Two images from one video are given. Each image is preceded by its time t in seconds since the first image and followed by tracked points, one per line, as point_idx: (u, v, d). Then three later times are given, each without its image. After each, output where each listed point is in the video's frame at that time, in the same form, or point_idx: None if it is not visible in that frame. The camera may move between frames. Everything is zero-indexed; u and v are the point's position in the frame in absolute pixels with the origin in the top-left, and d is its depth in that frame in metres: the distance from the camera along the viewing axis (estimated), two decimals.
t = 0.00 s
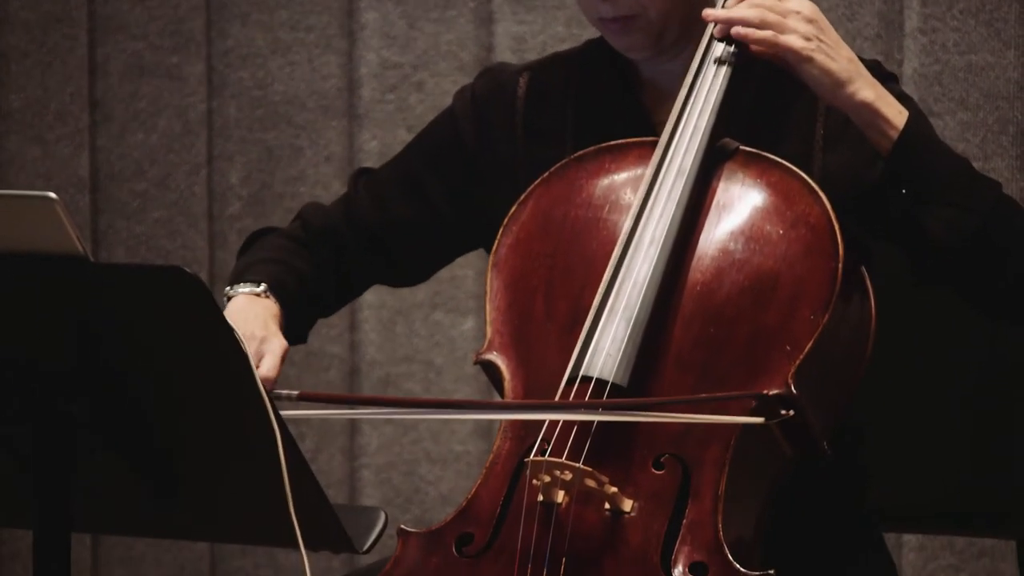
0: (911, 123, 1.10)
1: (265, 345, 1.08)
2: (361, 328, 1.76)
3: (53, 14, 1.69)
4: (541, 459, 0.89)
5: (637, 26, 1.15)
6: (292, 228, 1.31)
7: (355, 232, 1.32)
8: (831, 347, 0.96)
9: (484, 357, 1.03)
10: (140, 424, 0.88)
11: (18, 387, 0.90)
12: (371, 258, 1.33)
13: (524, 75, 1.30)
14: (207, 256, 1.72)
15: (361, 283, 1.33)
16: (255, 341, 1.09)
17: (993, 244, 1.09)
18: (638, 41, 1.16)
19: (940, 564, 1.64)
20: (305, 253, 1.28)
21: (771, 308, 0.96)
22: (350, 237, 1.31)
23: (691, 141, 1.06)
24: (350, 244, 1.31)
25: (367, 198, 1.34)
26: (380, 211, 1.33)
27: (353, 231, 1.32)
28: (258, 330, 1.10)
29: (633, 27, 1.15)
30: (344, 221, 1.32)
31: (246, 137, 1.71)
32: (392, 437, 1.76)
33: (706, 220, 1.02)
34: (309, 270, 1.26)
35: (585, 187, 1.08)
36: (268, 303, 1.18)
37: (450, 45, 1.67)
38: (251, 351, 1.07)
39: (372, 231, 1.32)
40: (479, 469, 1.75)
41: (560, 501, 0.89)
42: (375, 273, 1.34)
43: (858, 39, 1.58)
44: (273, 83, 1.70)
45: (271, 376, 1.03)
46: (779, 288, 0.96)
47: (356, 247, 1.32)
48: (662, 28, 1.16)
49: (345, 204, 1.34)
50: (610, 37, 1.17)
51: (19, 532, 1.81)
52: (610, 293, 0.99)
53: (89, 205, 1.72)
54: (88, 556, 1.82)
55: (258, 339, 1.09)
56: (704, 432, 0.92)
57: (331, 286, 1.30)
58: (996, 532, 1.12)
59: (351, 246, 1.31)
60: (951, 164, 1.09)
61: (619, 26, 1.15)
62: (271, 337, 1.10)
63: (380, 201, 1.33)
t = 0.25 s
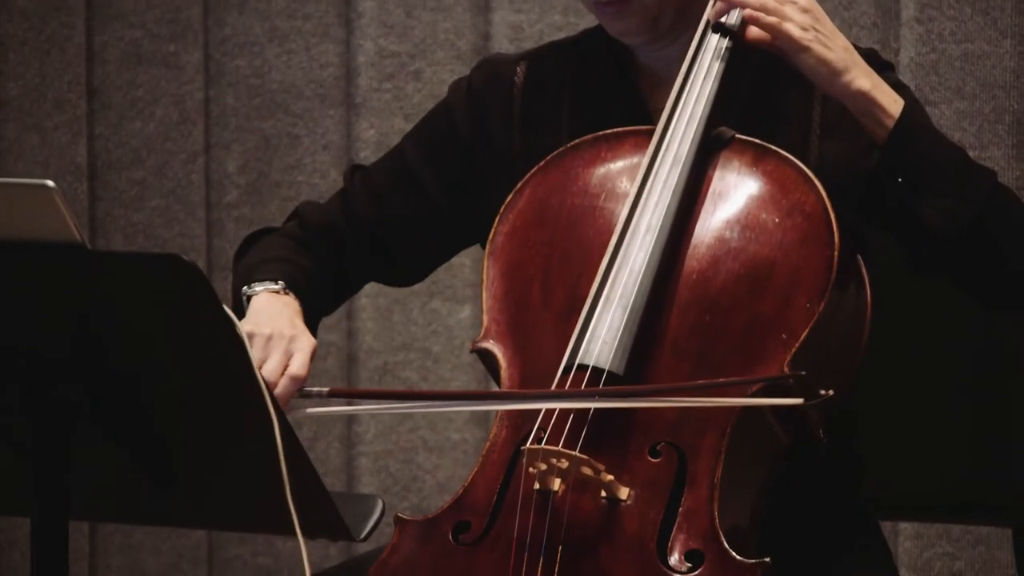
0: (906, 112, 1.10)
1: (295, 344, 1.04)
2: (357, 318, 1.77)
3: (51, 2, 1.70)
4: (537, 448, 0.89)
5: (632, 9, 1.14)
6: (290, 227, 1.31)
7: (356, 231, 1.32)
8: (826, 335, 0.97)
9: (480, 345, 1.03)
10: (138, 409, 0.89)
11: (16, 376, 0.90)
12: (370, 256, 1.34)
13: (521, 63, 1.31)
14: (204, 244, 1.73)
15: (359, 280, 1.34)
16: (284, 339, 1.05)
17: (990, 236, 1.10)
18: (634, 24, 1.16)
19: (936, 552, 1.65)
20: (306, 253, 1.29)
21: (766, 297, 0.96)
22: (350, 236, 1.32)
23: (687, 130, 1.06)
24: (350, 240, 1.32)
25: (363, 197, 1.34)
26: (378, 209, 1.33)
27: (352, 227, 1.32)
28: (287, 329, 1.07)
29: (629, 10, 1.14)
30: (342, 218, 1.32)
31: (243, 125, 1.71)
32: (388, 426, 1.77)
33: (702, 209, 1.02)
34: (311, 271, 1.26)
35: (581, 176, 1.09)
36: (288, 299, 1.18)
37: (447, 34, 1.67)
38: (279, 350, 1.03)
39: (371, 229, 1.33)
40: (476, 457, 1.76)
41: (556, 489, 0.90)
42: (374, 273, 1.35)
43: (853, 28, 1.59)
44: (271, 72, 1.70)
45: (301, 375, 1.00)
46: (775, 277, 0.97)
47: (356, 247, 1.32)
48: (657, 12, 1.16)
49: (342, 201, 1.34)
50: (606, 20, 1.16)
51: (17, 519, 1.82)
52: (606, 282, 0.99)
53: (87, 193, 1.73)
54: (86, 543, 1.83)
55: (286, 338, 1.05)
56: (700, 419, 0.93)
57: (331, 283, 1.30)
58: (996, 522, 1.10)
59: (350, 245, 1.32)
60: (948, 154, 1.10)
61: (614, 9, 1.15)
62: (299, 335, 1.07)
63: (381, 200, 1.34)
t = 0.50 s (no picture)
0: (903, 102, 1.11)
1: (328, 340, 1.03)
2: (357, 309, 1.78)
3: None
4: (535, 438, 0.90)
5: None
6: (292, 229, 1.30)
7: (358, 231, 1.31)
8: (824, 325, 0.98)
9: (479, 335, 1.04)
10: (139, 400, 0.89)
11: (17, 365, 0.91)
12: (375, 254, 1.32)
13: (519, 55, 1.32)
14: (204, 235, 1.73)
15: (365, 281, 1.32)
16: (316, 335, 1.04)
17: (985, 225, 1.09)
18: (632, 14, 1.16)
19: (934, 541, 1.66)
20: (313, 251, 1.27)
21: (764, 288, 0.97)
22: (352, 235, 1.30)
23: (685, 119, 1.07)
24: (355, 239, 1.31)
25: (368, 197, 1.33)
26: (378, 205, 1.32)
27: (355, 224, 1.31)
28: (318, 325, 1.06)
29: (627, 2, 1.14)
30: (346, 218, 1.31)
31: (242, 116, 1.71)
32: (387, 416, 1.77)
33: (700, 199, 1.03)
34: (316, 270, 1.24)
35: (579, 165, 1.09)
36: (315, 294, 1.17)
37: (445, 24, 1.67)
38: (312, 347, 1.03)
39: (376, 228, 1.32)
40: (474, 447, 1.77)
41: (554, 478, 0.90)
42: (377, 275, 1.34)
43: (852, 18, 1.59)
44: (269, 63, 1.70)
45: (334, 372, 0.99)
46: (774, 266, 0.98)
47: (359, 249, 1.31)
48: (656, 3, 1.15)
49: (344, 200, 1.33)
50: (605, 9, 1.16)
51: (16, 509, 1.83)
52: (605, 272, 1.00)
53: (86, 183, 1.73)
54: (86, 532, 1.84)
55: (319, 334, 1.04)
56: (698, 410, 0.93)
57: (337, 283, 1.28)
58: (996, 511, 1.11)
59: (354, 246, 1.31)
60: (945, 148, 1.10)
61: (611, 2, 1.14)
62: (331, 330, 1.06)
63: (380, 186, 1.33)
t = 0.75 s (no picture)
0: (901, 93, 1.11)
1: (359, 333, 1.02)
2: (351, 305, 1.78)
3: None
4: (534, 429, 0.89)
5: None
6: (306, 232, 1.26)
7: (363, 229, 1.28)
8: (820, 317, 0.98)
9: (477, 326, 1.04)
10: (138, 390, 0.90)
11: (15, 356, 0.91)
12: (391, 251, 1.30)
13: (517, 47, 1.32)
14: (202, 226, 1.74)
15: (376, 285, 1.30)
16: (347, 329, 1.03)
17: (979, 215, 1.12)
18: (630, 6, 1.16)
19: (931, 533, 1.67)
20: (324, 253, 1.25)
21: (762, 280, 0.97)
22: (362, 239, 1.27)
23: (684, 111, 1.07)
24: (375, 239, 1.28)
25: (376, 197, 1.31)
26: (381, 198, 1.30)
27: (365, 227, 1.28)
28: (348, 319, 1.05)
29: None
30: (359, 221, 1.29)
31: (241, 108, 1.71)
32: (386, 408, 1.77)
33: (699, 190, 1.03)
34: (339, 277, 1.21)
35: (578, 157, 1.10)
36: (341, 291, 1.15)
37: (444, 17, 1.68)
38: (343, 341, 1.01)
39: (386, 230, 1.29)
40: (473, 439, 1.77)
41: (553, 470, 0.90)
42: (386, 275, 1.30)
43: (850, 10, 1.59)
44: (268, 55, 1.70)
45: (365, 366, 0.98)
46: (772, 258, 0.98)
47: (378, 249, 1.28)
48: None
49: (351, 203, 1.30)
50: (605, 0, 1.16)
51: (15, 500, 1.83)
52: (603, 264, 1.00)
53: (85, 174, 1.73)
54: (84, 523, 1.84)
55: (349, 327, 1.03)
56: (696, 401, 0.94)
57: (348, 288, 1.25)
58: (991, 504, 1.11)
59: (368, 251, 1.28)
60: (940, 141, 1.11)
61: None
62: (362, 324, 1.04)
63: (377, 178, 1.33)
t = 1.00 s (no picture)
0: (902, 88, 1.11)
1: (392, 322, 1.02)
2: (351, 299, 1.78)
3: None
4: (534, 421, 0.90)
5: None
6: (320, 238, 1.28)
7: (365, 226, 1.29)
8: (820, 310, 0.98)
9: (478, 319, 1.05)
10: (139, 384, 0.90)
11: (16, 348, 0.91)
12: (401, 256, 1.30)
13: (517, 41, 1.32)
14: (202, 219, 1.74)
15: (384, 286, 1.30)
16: (378, 318, 1.03)
17: (981, 210, 1.11)
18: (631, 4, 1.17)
19: (930, 526, 1.68)
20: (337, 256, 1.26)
21: (762, 273, 0.98)
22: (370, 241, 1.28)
23: (684, 105, 1.07)
24: (384, 245, 1.28)
25: (378, 193, 1.31)
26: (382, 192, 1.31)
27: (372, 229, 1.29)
28: (379, 308, 1.04)
29: None
30: (370, 224, 1.29)
31: (240, 101, 1.71)
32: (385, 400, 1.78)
33: (699, 183, 1.03)
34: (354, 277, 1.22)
35: (578, 150, 1.10)
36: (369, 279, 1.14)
37: (443, 10, 1.68)
38: (376, 331, 1.01)
39: (390, 230, 1.29)
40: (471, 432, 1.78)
41: (553, 462, 0.91)
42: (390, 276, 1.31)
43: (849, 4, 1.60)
44: (267, 47, 1.70)
45: (397, 356, 0.98)
46: (773, 251, 0.98)
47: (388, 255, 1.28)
48: None
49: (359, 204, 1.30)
50: None
51: (15, 492, 1.83)
52: (603, 256, 1.01)
53: (85, 167, 1.73)
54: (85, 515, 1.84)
55: (381, 316, 1.03)
56: (695, 394, 0.94)
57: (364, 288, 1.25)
58: (988, 496, 1.11)
59: (377, 253, 1.28)
60: (940, 133, 1.11)
61: None
62: (394, 314, 1.04)
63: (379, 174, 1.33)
